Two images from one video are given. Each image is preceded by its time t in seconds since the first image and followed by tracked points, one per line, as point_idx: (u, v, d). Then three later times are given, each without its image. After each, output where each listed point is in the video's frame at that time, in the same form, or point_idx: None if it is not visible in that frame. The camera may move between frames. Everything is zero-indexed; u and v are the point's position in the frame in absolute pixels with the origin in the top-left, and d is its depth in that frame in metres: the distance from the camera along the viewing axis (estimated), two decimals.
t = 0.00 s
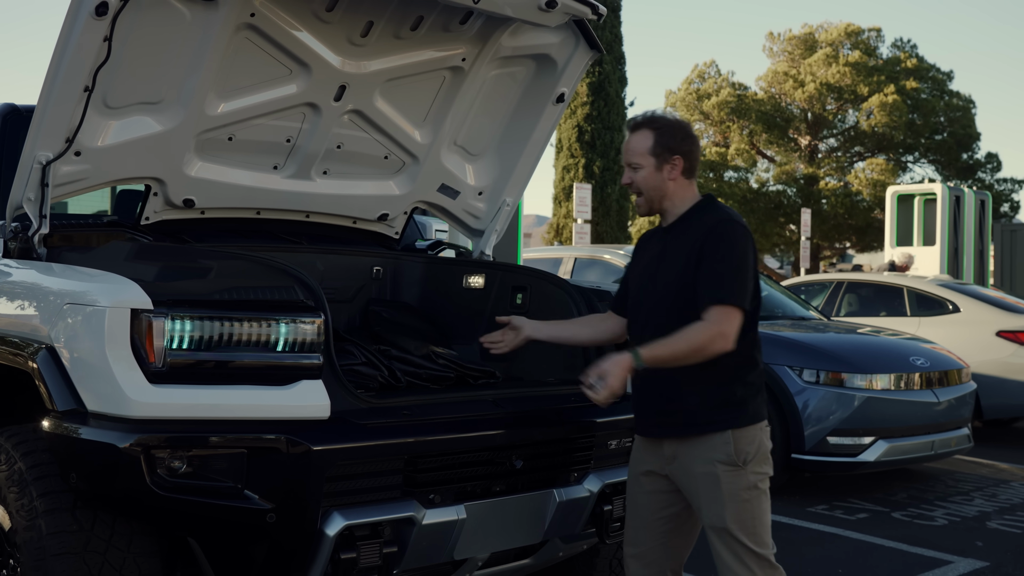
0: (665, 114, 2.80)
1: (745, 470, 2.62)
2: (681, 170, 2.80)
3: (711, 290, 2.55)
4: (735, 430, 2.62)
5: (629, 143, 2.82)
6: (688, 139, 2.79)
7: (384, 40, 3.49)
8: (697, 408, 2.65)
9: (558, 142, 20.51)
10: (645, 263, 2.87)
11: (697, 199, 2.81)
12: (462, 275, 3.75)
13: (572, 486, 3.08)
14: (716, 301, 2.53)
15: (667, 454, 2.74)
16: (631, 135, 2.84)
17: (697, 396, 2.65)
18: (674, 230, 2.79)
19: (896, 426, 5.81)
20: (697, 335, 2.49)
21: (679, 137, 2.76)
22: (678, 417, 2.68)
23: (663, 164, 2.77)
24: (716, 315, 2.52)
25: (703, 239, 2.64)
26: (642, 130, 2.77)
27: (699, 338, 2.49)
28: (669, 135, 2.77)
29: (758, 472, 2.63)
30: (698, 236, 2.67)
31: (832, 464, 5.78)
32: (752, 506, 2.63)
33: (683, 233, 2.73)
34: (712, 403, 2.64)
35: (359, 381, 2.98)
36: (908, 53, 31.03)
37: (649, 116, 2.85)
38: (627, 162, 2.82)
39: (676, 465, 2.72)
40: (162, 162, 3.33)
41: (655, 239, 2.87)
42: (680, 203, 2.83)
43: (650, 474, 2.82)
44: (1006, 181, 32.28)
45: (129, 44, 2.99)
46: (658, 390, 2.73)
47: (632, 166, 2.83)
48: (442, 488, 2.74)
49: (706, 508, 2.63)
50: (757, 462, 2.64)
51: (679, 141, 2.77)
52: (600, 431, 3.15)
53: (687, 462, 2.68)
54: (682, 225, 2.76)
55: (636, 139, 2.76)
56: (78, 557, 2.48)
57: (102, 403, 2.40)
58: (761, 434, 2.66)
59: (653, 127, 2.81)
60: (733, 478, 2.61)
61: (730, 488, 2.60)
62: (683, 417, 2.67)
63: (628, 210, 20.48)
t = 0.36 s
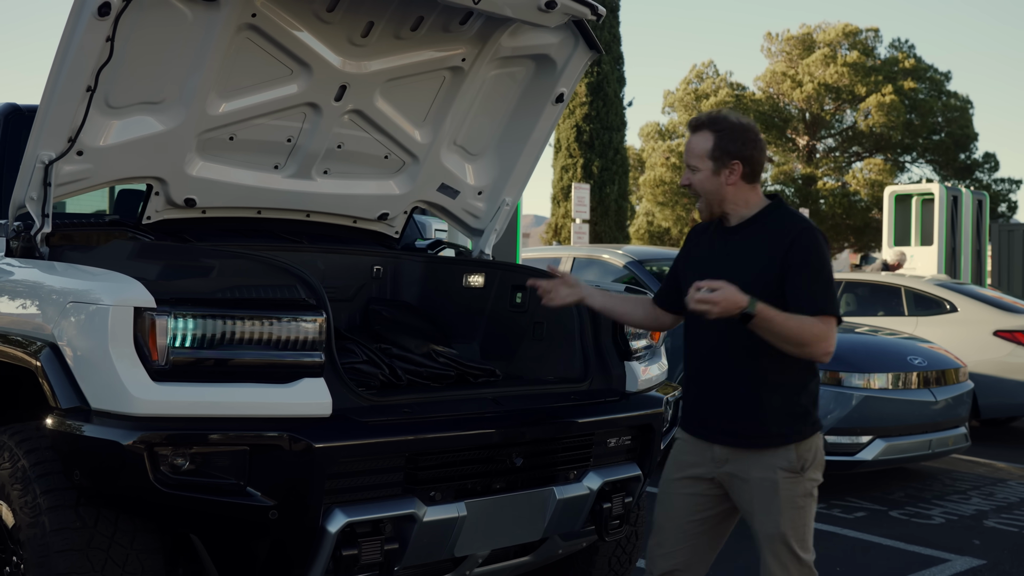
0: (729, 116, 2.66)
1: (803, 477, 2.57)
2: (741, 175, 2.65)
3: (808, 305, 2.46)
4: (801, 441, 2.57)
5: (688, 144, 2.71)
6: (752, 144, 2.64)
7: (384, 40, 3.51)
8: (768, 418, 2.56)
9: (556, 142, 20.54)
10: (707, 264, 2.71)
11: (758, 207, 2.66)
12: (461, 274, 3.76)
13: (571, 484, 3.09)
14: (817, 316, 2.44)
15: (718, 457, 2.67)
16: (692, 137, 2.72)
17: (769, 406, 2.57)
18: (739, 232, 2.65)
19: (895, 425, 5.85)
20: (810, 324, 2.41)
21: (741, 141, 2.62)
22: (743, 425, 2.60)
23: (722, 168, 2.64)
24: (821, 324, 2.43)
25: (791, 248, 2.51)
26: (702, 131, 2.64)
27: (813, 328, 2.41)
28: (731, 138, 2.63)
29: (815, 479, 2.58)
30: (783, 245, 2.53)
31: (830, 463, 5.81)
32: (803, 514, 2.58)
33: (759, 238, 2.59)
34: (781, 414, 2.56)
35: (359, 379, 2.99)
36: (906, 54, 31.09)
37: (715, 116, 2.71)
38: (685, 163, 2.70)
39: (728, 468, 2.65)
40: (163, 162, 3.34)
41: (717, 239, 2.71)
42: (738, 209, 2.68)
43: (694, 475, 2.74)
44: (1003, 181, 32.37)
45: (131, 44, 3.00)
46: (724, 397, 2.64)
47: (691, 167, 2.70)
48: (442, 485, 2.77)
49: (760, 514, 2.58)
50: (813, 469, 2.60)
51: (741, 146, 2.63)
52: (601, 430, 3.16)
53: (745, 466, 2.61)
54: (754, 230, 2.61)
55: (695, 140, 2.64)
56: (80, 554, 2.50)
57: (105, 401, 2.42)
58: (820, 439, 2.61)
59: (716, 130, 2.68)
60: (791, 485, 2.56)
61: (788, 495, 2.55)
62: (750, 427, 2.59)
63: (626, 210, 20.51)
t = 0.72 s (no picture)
0: (795, 114, 2.70)
1: (817, 475, 2.60)
2: (789, 174, 2.68)
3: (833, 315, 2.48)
4: (816, 442, 2.59)
5: (747, 131, 2.75)
6: (807, 148, 2.67)
7: (388, 42, 3.54)
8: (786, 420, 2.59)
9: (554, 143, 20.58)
10: (735, 265, 2.73)
11: (796, 210, 2.69)
12: (465, 274, 3.80)
13: (575, 481, 3.13)
14: (844, 329, 2.45)
15: (734, 454, 2.73)
16: (752, 126, 2.76)
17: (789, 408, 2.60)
18: (771, 233, 2.68)
19: (892, 424, 5.90)
20: (852, 370, 2.41)
21: (798, 143, 2.65)
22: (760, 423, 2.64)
23: (773, 162, 2.67)
24: (850, 345, 2.45)
25: (820, 257, 2.54)
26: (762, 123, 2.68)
27: (854, 372, 2.42)
28: (789, 138, 2.67)
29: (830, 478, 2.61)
30: (813, 252, 2.56)
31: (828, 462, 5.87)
32: (817, 512, 2.61)
33: (789, 244, 2.61)
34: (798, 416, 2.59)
35: (365, 377, 3.03)
36: (903, 55, 31.17)
37: (781, 112, 2.75)
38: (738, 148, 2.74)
39: (744, 466, 2.70)
40: (171, 163, 3.37)
41: (746, 240, 2.74)
42: (775, 208, 2.71)
43: (720, 472, 2.79)
44: (1000, 182, 32.49)
45: (139, 46, 3.02)
46: (745, 396, 2.68)
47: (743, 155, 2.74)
48: (448, 482, 2.80)
49: (773, 509, 2.62)
50: (828, 468, 2.63)
51: (797, 147, 2.66)
52: (603, 428, 3.19)
53: (760, 462, 2.65)
54: (785, 234, 2.64)
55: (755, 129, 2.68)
56: (91, 550, 2.53)
57: (116, 398, 2.46)
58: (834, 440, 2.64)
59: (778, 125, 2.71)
60: (804, 484, 2.59)
61: (801, 492, 2.58)
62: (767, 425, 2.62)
63: (624, 210, 20.55)
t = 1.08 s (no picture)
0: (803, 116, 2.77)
1: (816, 473, 2.64)
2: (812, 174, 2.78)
3: (847, 315, 2.56)
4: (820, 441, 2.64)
5: (777, 133, 2.70)
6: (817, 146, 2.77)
7: (395, 46, 3.59)
8: (795, 418, 2.64)
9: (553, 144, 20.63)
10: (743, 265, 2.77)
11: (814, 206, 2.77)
12: (468, 275, 3.85)
13: (579, 478, 3.17)
14: (855, 328, 2.55)
15: (735, 451, 2.78)
16: (771, 132, 2.72)
17: (797, 405, 2.65)
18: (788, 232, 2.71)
19: (891, 424, 6.00)
20: (865, 380, 2.55)
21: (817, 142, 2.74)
22: (766, 420, 2.69)
23: (810, 164, 2.73)
24: (857, 347, 2.56)
25: (830, 257, 2.60)
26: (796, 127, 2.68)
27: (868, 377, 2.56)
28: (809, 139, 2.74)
29: (830, 476, 2.65)
30: (822, 252, 2.61)
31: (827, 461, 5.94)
32: (817, 509, 2.66)
33: (798, 244, 2.66)
34: (806, 413, 2.64)
35: (375, 376, 3.07)
36: (899, 57, 31.23)
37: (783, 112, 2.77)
38: (779, 153, 2.69)
39: (746, 463, 2.76)
40: (180, 164, 3.42)
41: (753, 241, 2.77)
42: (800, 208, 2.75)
43: (723, 471, 2.84)
44: (996, 183, 32.61)
45: (150, 49, 3.06)
46: (752, 394, 2.73)
47: (782, 161, 2.69)
48: (455, 479, 2.84)
49: (773, 506, 2.68)
50: (828, 467, 2.66)
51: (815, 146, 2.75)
52: (608, 426, 3.24)
53: (761, 459, 2.70)
54: (795, 235, 2.68)
55: (796, 133, 2.68)
56: (106, 546, 2.57)
57: (131, 397, 2.50)
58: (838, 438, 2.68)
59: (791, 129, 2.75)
60: (804, 481, 2.64)
61: (800, 490, 2.63)
62: (773, 423, 2.67)
63: (622, 211, 20.60)
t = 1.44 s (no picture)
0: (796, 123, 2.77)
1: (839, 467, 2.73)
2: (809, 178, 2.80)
3: (866, 311, 2.70)
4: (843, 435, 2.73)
5: (777, 145, 2.70)
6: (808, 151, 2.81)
7: (401, 50, 3.64)
8: (828, 413, 2.69)
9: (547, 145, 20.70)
10: (759, 267, 2.73)
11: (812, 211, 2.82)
12: (474, 275, 3.90)
13: (584, 476, 3.23)
14: (871, 322, 2.70)
15: (761, 450, 2.72)
16: (769, 143, 2.72)
17: (829, 401, 2.69)
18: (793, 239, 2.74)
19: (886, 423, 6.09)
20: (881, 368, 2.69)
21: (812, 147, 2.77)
22: (800, 418, 2.68)
23: (808, 170, 2.74)
24: (871, 338, 2.70)
25: (848, 258, 2.70)
26: (792, 135, 2.68)
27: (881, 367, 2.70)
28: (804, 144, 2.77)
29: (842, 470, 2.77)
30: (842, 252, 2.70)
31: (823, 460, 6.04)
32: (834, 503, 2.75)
33: (811, 244, 2.71)
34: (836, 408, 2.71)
35: (384, 375, 3.12)
36: (892, 58, 31.35)
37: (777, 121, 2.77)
38: (782, 165, 2.69)
39: (772, 462, 2.71)
40: (189, 167, 3.47)
41: (762, 244, 2.75)
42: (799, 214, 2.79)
43: (734, 473, 2.74)
44: (987, 184, 32.82)
45: (162, 53, 3.11)
46: (772, 393, 2.71)
47: (784, 171, 2.69)
48: (464, 476, 2.90)
49: (803, 504, 2.69)
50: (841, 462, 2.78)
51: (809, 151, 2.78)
52: (611, 424, 3.29)
53: (792, 457, 2.70)
54: (813, 237, 2.72)
55: (795, 142, 2.69)
56: (123, 541, 2.61)
57: (147, 395, 2.55)
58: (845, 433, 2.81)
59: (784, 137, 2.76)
60: (832, 476, 2.70)
61: (832, 484, 2.69)
62: (809, 420, 2.68)
63: (616, 212, 20.67)
